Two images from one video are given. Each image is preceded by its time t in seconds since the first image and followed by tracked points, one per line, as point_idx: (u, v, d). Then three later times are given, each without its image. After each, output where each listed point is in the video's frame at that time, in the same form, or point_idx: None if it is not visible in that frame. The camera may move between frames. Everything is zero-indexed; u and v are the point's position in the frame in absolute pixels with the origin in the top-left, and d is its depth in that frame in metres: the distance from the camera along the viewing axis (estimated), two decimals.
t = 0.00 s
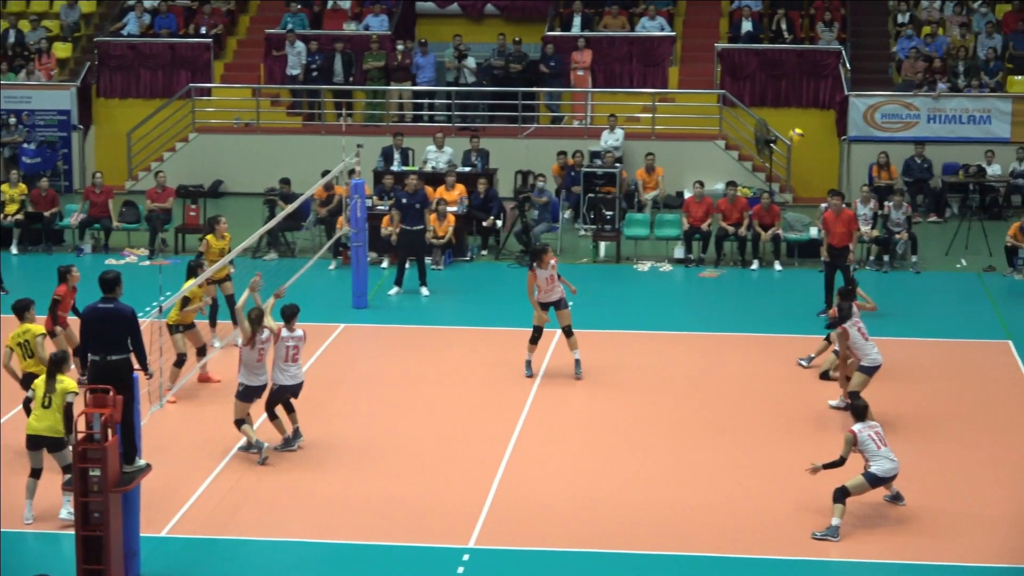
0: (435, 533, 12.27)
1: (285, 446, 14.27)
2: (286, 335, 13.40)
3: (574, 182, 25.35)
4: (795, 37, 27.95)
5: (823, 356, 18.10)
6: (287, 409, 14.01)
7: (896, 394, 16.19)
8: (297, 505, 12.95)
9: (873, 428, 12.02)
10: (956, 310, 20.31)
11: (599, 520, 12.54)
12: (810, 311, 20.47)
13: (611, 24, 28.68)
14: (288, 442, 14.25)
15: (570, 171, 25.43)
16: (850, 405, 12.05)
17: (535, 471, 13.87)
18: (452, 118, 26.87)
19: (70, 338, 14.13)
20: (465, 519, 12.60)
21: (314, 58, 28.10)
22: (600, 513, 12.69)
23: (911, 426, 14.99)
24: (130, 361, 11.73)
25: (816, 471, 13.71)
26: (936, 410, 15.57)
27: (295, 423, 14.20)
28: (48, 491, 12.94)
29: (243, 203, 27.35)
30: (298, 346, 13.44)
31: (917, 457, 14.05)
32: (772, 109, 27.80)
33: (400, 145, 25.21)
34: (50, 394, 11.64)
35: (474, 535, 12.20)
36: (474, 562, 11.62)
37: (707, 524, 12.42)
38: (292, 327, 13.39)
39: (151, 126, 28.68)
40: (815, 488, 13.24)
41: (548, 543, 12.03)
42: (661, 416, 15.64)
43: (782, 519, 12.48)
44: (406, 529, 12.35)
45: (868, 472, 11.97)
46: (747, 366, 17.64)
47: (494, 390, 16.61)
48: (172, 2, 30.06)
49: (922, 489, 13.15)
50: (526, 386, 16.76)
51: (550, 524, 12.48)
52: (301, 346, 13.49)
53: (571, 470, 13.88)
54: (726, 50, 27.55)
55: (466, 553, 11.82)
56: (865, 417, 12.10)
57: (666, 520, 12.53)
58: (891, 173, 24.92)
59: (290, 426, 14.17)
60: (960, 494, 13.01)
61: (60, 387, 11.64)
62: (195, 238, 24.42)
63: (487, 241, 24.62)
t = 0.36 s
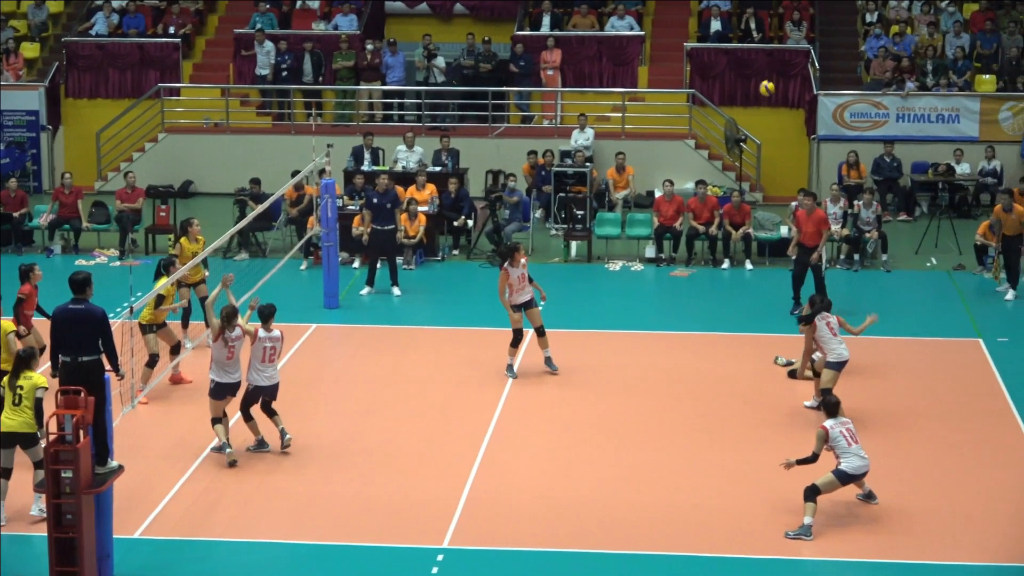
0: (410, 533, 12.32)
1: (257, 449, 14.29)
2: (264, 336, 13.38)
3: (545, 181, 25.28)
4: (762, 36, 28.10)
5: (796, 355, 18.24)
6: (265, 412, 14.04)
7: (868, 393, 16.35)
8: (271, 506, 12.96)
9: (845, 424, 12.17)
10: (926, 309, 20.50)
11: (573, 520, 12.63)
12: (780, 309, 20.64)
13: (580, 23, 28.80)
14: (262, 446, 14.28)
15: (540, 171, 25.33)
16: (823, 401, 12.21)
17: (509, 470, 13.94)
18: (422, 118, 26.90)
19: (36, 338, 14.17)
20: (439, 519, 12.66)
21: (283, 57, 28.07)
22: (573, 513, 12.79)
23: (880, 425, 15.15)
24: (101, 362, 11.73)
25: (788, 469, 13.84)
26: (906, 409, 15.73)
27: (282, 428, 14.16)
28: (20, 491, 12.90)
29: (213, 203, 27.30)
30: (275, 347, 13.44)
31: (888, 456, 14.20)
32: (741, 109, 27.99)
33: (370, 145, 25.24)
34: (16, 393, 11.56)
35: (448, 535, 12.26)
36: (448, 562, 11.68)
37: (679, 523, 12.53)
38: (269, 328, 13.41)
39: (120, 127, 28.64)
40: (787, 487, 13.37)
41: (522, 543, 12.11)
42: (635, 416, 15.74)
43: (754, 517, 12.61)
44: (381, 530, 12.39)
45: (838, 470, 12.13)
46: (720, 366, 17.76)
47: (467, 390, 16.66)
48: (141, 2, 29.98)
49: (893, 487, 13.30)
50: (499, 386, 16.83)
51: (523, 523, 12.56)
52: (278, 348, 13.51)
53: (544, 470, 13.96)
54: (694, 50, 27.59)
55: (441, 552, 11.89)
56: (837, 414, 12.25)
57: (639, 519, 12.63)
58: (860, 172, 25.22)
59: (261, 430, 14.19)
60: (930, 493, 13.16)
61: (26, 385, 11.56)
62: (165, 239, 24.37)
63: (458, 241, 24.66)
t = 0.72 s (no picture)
0: (401, 533, 12.34)
1: (247, 450, 14.29)
2: (257, 336, 13.33)
3: (535, 181, 25.59)
4: (753, 36, 28.15)
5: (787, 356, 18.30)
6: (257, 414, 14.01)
7: (859, 393, 16.40)
8: (261, 506, 12.97)
9: (834, 421, 12.21)
10: (917, 309, 20.56)
11: (564, 519, 12.67)
12: (771, 309, 20.69)
13: (570, 23, 28.82)
14: (251, 449, 14.27)
15: (530, 171, 25.65)
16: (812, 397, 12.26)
17: (500, 471, 13.98)
18: (412, 118, 26.91)
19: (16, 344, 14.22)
20: (431, 520, 12.68)
21: (273, 57, 28.03)
22: (565, 513, 12.82)
23: (870, 425, 15.22)
24: (90, 363, 11.74)
25: (779, 469, 13.89)
26: (897, 409, 15.79)
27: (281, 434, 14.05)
28: (11, 490, 12.90)
29: (203, 203, 27.30)
30: (271, 347, 13.38)
31: (879, 456, 14.26)
32: (731, 108, 28.06)
33: (360, 145, 25.25)
34: (6, 392, 11.56)
35: (440, 535, 12.28)
36: (440, 562, 11.71)
37: (670, 523, 12.57)
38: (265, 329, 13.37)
39: (109, 127, 28.62)
40: (776, 487, 13.42)
41: (513, 543, 12.14)
42: (626, 416, 15.78)
43: (745, 517, 12.66)
44: (372, 531, 12.41)
45: (827, 467, 12.17)
46: (711, 366, 17.81)
47: (459, 390, 16.69)
48: (130, 2, 29.96)
49: (883, 487, 13.36)
50: (490, 386, 16.85)
51: (516, 523, 12.59)
52: (275, 348, 13.44)
53: (535, 469, 14.00)
54: (683, 50, 27.69)
55: (432, 553, 11.92)
56: (826, 410, 12.30)
57: (629, 519, 12.67)
58: (850, 172, 25.26)
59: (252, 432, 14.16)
60: (920, 492, 13.22)
61: (15, 384, 11.56)
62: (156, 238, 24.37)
63: (449, 241, 24.70)
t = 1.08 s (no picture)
0: (399, 534, 12.35)
1: (246, 450, 14.28)
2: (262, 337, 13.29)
3: (533, 181, 25.28)
4: (749, 36, 28.16)
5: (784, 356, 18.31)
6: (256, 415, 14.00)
7: (855, 393, 16.42)
8: (259, 506, 12.98)
9: (829, 416, 12.22)
10: (914, 309, 20.57)
11: (562, 519, 12.68)
12: (768, 309, 20.70)
13: (567, 23, 28.83)
14: (251, 449, 14.27)
15: (527, 171, 25.47)
16: (809, 391, 12.25)
17: (498, 471, 13.99)
18: (409, 118, 26.92)
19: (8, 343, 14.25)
20: (429, 520, 12.69)
21: (270, 57, 28.02)
22: (563, 513, 12.83)
23: (867, 425, 15.24)
24: (88, 363, 11.73)
25: (776, 470, 13.91)
26: (894, 410, 15.80)
27: (284, 437, 14.03)
28: (10, 490, 12.90)
29: (200, 204, 27.30)
30: (275, 348, 13.33)
31: (876, 456, 14.28)
32: (729, 108, 28.07)
33: (358, 145, 25.26)
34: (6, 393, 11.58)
35: (438, 535, 12.30)
36: (437, 562, 11.72)
37: (668, 523, 12.59)
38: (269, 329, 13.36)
39: (107, 127, 28.63)
40: (774, 486, 13.44)
41: (511, 543, 12.15)
42: (623, 415, 15.80)
43: (743, 517, 12.67)
44: (370, 531, 12.42)
45: (821, 463, 12.19)
46: (708, 366, 17.82)
47: (456, 390, 16.70)
48: (127, 2, 29.94)
49: (880, 487, 13.38)
50: (488, 386, 16.86)
51: (513, 523, 12.61)
52: (279, 349, 13.38)
53: (533, 469, 14.01)
54: (680, 50, 27.67)
55: (430, 553, 11.93)
56: (823, 405, 12.31)
57: (627, 519, 12.68)
58: (847, 172, 25.27)
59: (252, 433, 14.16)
60: (916, 492, 13.24)
61: (15, 386, 11.55)
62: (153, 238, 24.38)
63: (447, 242, 24.72)
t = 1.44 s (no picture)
0: (400, 534, 12.35)
1: (248, 449, 14.29)
2: (267, 336, 13.25)
3: (533, 181, 25.48)
4: (750, 35, 28.15)
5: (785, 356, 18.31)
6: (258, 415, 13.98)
7: (856, 393, 16.42)
8: (260, 505, 12.99)
9: (829, 411, 12.17)
10: (914, 309, 20.56)
11: (562, 520, 12.68)
12: (768, 309, 20.71)
13: (568, 24, 28.82)
14: (252, 448, 14.28)
15: (528, 171, 25.69)
16: (810, 383, 12.22)
17: (498, 471, 13.99)
18: (410, 118, 26.92)
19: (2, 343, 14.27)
20: (430, 519, 12.70)
21: (271, 57, 28.02)
22: (563, 513, 12.83)
23: (868, 426, 15.23)
24: (89, 363, 11.73)
25: (776, 470, 13.91)
26: (895, 410, 15.80)
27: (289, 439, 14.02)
28: (10, 489, 12.91)
29: (200, 204, 27.31)
30: (280, 348, 13.27)
31: (877, 456, 14.27)
32: (729, 109, 28.07)
33: (358, 145, 25.25)
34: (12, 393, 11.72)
35: (439, 535, 12.30)
36: (438, 562, 11.72)
37: (669, 523, 12.59)
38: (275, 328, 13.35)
39: (107, 126, 28.64)
40: (775, 486, 13.44)
41: (511, 543, 12.16)
42: (624, 415, 15.80)
43: (743, 517, 12.67)
44: (370, 531, 12.42)
45: (817, 458, 12.15)
46: (709, 366, 17.83)
47: (457, 390, 16.70)
48: (127, 2, 29.95)
49: (880, 487, 13.38)
50: (488, 386, 16.86)
51: (513, 523, 12.61)
52: (285, 349, 13.32)
53: (532, 469, 14.02)
54: (681, 51, 27.70)
55: (431, 553, 11.94)
56: (824, 399, 12.25)
57: (627, 518, 12.69)
58: (848, 172, 25.26)
59: (255, 433, 14.15)
60: (916, 492, 13.24)
61: (21, 386, 11.70)
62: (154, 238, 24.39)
63: (448, 241, 24.72)
